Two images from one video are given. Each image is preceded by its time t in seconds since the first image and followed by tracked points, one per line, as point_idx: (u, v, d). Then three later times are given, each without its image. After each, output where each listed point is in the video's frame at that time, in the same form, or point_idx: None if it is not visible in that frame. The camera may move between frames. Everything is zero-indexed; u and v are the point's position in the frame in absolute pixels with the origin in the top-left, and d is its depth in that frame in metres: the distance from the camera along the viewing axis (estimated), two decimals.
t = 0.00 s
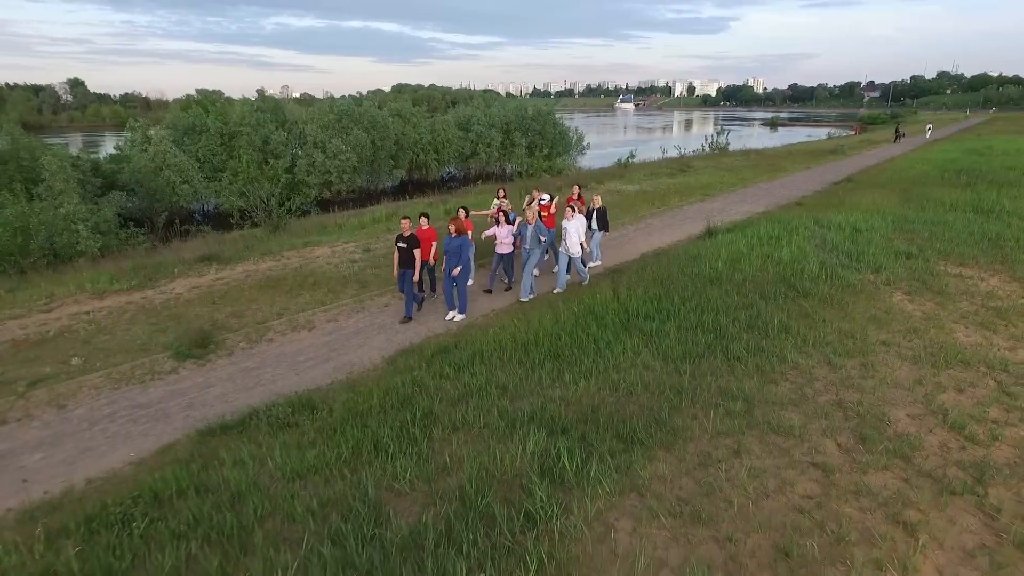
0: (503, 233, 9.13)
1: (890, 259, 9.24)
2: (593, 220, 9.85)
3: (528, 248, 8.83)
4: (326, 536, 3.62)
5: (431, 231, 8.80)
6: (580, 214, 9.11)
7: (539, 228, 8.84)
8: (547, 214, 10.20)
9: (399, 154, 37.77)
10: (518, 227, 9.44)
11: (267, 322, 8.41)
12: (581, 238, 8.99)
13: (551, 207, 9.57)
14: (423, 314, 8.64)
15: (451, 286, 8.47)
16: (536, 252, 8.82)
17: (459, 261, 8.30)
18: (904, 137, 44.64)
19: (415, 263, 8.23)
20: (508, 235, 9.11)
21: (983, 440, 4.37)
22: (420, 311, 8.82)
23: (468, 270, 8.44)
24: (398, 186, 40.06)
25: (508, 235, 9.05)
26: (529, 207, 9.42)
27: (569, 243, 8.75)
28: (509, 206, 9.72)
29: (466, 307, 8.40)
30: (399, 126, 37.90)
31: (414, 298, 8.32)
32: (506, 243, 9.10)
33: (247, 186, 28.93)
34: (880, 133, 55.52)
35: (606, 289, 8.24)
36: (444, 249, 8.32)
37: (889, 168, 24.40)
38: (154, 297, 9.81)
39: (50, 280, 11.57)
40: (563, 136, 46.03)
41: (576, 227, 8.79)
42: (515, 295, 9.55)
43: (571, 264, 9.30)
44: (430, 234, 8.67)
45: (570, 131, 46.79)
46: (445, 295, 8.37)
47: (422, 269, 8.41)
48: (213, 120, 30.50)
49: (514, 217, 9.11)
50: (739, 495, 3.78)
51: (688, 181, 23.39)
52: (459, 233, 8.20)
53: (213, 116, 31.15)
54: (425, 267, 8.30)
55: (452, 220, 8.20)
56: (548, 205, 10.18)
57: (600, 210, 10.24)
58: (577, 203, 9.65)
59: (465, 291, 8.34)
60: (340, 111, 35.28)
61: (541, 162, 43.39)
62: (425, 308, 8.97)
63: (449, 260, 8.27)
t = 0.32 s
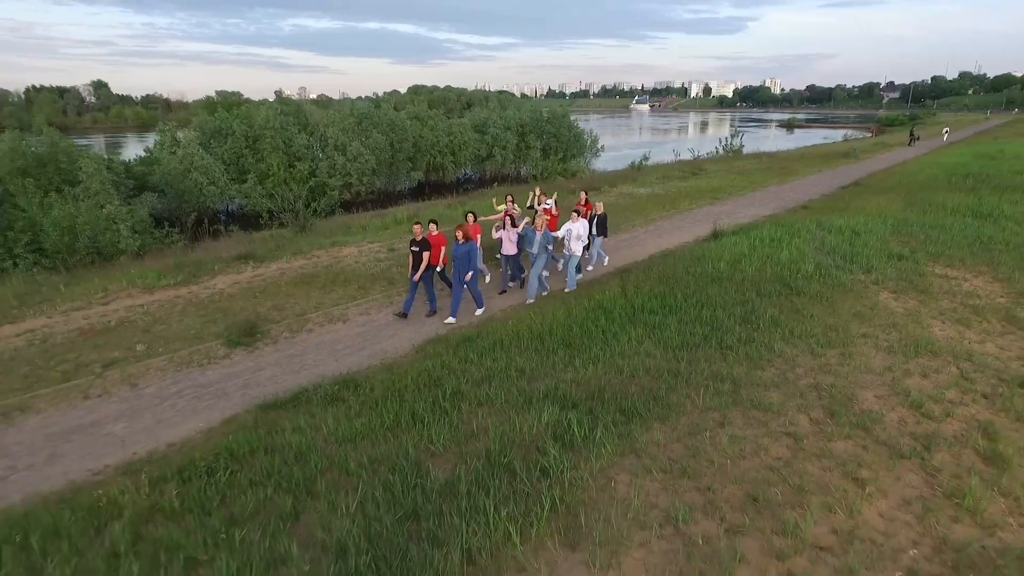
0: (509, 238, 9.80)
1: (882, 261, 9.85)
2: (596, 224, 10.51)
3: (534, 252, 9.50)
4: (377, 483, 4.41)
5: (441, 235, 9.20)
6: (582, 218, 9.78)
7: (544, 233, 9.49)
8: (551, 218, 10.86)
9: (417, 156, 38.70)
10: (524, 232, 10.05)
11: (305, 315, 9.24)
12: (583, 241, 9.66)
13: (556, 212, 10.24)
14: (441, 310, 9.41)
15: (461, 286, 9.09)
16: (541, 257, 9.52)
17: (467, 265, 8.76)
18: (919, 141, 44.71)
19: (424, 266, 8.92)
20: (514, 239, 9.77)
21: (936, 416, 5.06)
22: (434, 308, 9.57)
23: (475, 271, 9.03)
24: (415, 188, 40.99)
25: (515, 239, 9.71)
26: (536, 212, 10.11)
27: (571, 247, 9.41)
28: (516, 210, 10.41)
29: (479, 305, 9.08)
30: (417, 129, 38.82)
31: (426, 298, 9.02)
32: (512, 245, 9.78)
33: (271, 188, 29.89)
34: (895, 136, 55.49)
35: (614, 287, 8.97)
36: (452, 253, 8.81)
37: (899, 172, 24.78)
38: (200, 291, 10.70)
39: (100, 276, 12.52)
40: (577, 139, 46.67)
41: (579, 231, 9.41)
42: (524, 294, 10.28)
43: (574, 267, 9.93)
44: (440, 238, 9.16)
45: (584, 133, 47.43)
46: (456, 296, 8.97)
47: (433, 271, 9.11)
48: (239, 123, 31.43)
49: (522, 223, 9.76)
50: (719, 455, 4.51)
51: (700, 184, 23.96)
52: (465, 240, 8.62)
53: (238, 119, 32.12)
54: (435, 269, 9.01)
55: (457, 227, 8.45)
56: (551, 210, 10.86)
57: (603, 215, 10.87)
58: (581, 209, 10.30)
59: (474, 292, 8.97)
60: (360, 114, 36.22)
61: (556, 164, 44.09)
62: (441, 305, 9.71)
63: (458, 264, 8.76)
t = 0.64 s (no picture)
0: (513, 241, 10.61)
1: (864, 263, 10.71)
2: (593, 231, 11.34)
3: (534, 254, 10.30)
4: (414, 440, 5.35)
5: (447, 239, 10.19)
6: (580, 225, 10.62)
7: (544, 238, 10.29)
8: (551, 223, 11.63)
9: (429, 161, 39.81)
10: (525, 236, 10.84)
11: (337, 310, 10.22)
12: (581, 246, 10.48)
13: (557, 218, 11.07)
14: (456, 307, 10.34)
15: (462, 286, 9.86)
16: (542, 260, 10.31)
17: (470, 266, 9.53)
18: (925, 146, 45.21)
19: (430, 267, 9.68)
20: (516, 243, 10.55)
21: (886, 392, 5.95)
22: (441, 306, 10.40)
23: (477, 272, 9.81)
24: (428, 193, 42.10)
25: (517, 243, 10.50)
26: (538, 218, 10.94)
27: (568, 251, 10.21)
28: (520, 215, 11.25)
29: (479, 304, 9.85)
30: (430, 135, 39.91)
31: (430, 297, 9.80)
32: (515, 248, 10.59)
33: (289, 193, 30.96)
34: (903, 141, 55.89)
35: (615, 286, 9.89)
36: (456, 256, 9.60)
37: (899, 178, 25.48)
38: (239, 289, 11.73)
39: (144, 275, 13.61)
40: (586, 144, 47.56)
41: (577, 237, 10.22)
42: (526, 294, 11.12)
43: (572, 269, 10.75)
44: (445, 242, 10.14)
45: (593, 139, 48.33)
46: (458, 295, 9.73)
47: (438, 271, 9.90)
48: (258, 130, 32.50)
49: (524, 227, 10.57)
50: (698, 421, 5.41)
51: (704, 190, 24.83)
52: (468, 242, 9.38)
53: (258, 126, 33.23)
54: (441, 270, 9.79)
55: (462, 232, 9.20)
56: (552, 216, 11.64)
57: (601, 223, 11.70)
58: (580, 216, 11.14)
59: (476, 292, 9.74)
60: (375, 120, 37.30)
61: (565, 169, 45.01)
62: (455, 303, 10.64)
63: (461, 266, 9.54)
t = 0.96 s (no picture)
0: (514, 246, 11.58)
1: (843, 264, 11.73)
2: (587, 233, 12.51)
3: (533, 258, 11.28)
4: (442, 405, 6.43)
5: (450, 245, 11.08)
6: (576, 229, 11.64)
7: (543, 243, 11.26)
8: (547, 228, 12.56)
9: (439, 167, 41.02)
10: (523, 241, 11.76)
11: (363, 305, 11.34)
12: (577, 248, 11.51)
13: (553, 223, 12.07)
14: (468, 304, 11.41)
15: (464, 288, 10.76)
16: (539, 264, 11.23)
17: (472, 271, 10.42)
18: (925, 153, 46.07)
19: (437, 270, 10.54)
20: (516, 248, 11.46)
21: (841, 371, 6.98)
22: (447, 305, 11.38)
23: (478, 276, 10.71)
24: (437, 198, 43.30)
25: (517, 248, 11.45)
26: (537, 223, 11.94)
27: (566, 253, 11.24)
28: (519, 221, 12.25)
29: (479, 306, 10.75)
30: (440, 142, 41.15)
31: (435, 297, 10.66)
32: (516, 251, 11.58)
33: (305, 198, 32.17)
34: (905, 147, 56.63)
35: (615, 284, 10.96)
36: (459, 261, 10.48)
37: (893, 185, 26.44)
38: (272, 286, 12.89)
39: (182, 275, 14.79)
40: (592, 149, 48.63)
41: (573, 240, 11.23)
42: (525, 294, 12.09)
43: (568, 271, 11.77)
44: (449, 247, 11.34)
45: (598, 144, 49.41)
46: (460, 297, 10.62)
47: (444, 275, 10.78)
48: (275, 136, 33.73)
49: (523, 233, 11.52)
50: (678, 391, 6.45)
51: (705, 196, 25.86)
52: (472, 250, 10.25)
53: (274, 133, 34.45)
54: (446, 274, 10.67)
55: (466, 240, 10.08)
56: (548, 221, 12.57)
57: (593, 227, 12.74)
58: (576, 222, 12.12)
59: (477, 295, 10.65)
60: (386, 128, 38.50)
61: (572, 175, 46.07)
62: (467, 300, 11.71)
63: (464, 270, 10.43)
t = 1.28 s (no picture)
0: (512, 249, 12.66)
1: (820, 264, 12.90)
2: (579, 239, 13.16)
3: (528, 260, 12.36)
4: (462, 378, 7.62)
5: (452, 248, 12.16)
6: (571, 233, 12.74)
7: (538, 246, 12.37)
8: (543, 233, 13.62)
9: (446, 172, 42.34)
10: (521, 246, 12.83)
11: (384, 300, 12.57)
12: (571, 250, 12.64)
13: (549, 228, 13.16)
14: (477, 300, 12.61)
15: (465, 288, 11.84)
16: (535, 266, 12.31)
17: (472, 272, 11.50)
18: (921, 159, 47.07)
19: (440, 271, 11.63)
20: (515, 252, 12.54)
21: (802, 352, 8.16)
22: (450, 303, 12.45)
23: (477, 276, 11.82)
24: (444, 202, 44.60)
25: (515, 251, 12.53)
26: (534, 229, 13.02)
27: (561, 255, 12.30)
28: (518, 227, 13.33)
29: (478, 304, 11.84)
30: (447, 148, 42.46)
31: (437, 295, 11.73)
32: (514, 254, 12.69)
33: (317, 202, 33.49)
34: (904, 153, 57.62)
35: (611, 281, 12.16)
36: (461, 263, 11.57)
37: (884, 190, 27.52)
38: (299, 284, 14.14)
39: (214, 274, 16.08)
40: (596, 155, 49.85)
41: (567, 244, 12.35)
42: (522, 294, 13.19)
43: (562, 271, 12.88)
44: (451, 249, 11.86)
45: (602, 150, 50.62)
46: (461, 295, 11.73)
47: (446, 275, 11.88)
48: (289, 143, 35.07)
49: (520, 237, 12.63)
50: (661, 367, 7.64)
51: (702, 201, 27.03)
52: (471, 251, 11.39)
53: (288, 139, 35.82)
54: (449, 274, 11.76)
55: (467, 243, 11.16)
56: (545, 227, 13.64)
57: (585, 233, 13.80)
58: (571, 227, 13.20)
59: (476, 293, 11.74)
60: (395, 134, 39.84)
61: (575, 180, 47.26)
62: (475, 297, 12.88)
63: (465, 270, 11.53)
